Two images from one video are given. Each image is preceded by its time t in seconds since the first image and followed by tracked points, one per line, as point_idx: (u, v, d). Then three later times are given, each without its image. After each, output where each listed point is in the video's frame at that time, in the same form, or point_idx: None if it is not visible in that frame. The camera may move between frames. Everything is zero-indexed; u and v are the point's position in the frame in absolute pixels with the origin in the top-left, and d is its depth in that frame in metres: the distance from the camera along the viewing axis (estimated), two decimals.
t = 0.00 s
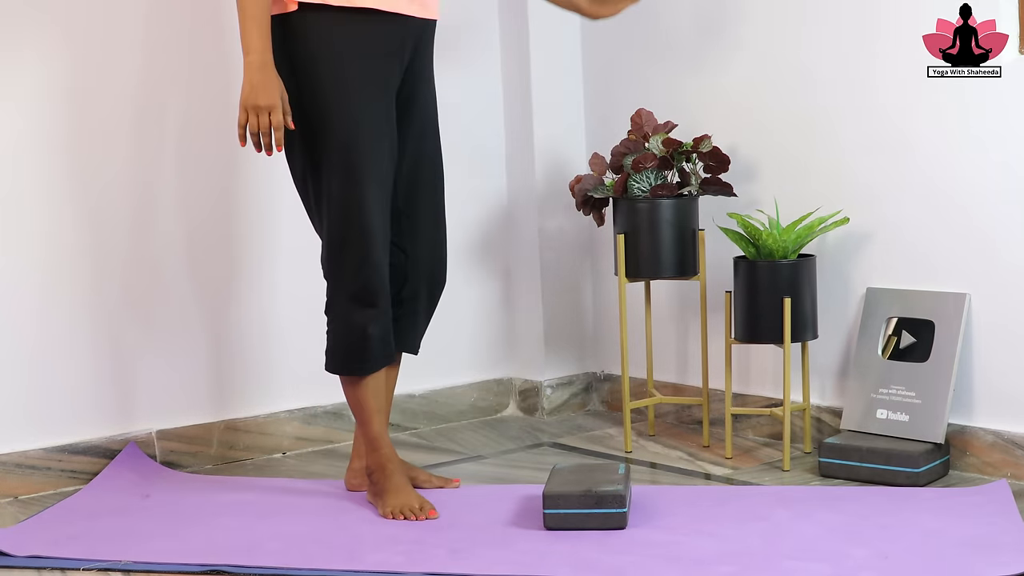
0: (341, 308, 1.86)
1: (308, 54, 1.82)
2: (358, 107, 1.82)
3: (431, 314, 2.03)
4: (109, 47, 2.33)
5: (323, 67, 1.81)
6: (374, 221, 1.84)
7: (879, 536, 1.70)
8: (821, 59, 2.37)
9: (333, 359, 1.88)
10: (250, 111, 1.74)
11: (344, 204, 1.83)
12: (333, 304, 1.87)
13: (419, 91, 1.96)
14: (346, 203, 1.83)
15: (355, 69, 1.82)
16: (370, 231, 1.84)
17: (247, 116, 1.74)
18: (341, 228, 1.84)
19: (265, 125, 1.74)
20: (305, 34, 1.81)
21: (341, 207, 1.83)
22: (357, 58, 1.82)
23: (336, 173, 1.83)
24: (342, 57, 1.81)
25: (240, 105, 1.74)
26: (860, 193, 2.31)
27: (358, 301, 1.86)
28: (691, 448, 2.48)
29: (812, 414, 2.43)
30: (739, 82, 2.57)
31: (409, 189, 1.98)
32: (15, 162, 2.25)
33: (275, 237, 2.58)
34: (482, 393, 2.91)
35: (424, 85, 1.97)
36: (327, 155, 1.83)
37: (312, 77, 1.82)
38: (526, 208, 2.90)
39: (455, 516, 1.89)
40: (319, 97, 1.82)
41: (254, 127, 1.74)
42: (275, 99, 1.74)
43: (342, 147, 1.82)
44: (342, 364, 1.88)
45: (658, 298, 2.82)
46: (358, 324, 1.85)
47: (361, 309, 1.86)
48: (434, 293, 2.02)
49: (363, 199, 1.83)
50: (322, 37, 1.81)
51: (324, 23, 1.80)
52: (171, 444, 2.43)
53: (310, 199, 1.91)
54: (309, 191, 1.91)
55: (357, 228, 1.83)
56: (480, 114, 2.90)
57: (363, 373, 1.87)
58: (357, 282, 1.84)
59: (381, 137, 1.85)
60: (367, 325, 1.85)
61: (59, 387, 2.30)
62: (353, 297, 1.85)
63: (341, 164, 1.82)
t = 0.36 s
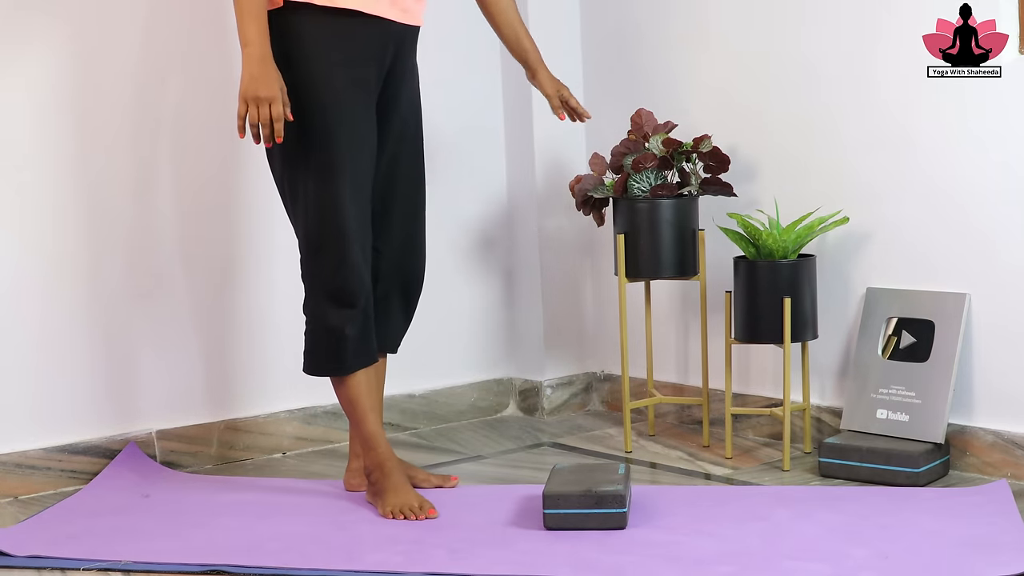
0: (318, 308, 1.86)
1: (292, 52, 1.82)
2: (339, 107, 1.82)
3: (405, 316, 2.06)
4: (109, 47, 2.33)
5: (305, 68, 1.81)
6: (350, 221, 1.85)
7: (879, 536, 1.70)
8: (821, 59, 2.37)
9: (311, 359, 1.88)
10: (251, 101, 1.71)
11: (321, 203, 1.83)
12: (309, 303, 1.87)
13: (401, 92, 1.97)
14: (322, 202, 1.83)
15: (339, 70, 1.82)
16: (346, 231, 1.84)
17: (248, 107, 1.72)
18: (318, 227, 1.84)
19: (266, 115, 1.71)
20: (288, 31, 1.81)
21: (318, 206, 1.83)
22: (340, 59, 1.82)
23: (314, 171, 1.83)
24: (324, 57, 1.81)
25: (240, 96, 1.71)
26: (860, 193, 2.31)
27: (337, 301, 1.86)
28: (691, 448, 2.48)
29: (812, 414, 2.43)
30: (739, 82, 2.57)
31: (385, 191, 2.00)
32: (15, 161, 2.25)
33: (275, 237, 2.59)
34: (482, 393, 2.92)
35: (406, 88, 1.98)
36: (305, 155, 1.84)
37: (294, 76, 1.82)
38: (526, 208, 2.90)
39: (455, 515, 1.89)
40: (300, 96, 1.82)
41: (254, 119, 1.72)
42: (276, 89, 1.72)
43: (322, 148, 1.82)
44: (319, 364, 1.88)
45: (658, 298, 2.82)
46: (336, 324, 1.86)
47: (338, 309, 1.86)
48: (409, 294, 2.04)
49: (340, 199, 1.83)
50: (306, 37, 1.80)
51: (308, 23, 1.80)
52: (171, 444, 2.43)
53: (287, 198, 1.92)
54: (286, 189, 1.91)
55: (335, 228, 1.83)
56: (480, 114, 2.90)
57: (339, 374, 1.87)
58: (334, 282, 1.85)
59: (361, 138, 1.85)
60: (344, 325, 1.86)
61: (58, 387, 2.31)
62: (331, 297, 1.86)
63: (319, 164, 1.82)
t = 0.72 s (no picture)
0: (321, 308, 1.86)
1: (285, 53, 1.81)
2: (337, 107, 1.82)
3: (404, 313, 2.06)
4: (110, 47, 2.33)
5: (299, 69, 1.81)
6: (353, 220, 1.85)
7: (878, 536, 1.70)
8: (821, 59, 2.37)
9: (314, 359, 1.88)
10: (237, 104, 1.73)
11: (323, 203, 1.83)
12: (314, 303, 1.87)
13: (397, 90, 1.97)
14: (326, 201, 1.83)
15: (334, 69, 1.82)
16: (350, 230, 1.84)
17: (235, 108, 1.73)
18: (320, 227, 1.84)
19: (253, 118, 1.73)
20: (281, 32, 1.81)
21: (320, 206, 1.83)
22: (335, 58, 1.82)
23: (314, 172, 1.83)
24: (320, 57, 1.81)
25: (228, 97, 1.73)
26: (861, 193, 2.31)
27: (340, 299, 1.86)
28: (691, 448, 2.48)
29: (812, 414, 2.43)
30: (740, 82, 2.56)
31: (384, 189, 2.00)
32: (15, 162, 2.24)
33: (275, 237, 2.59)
34: (482, 393, 2.92)
35: (403, 86, 1.98)
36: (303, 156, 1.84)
37: (289, 77, 1.82)
38: (526, 209, 2.90)
39: (455, 515, 1.89)
40: (297, 97, 1.82)
41: (240, 121, 1.73)
42: (264, 93, 1.73)
43: (321, 148, 1.82)
44: (324, 364, 1.88)
45: (658, 298, 2.82)
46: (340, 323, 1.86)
47: (342, 308, 1.86)
48: (410, 291, 2.04)
49: (342, 198, 1.83)
50: (299, 37, 1.80)
51: (302, 24, 1.80)
52: (171, 444, 2.43)
53: (287, 200, 1.92)
54: (286, 191, 1.91)
55: (337, 227, 1.83)
56: (481, 114, 2.90)
57: (346, 373, 1.88)
58: (338, 280, 1.85)
59: (359, 137, 1.85)
60: (349, 324, 1.86)
61: (59, 387, 2.30)
62: (335, 296, 1.86)
63: (318, 164, 1.83)
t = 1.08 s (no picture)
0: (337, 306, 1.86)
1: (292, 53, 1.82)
2: (347, 103, 1.82)
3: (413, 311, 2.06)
4: (111, 47, 2.33)
5: (305, 67, 1.81)
6: (368, 218, 1.85)
7: (878, 536, 1.70)
8: (821, 59, 2.37)
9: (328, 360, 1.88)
10: (261, 105, 1.72)
11: (337, 200, 1.83)
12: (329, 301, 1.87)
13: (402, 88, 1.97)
14: (340, 199, 1.83)
15: (341, 66, 1.82)
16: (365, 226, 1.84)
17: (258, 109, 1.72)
18: (335, 224, 1.84)
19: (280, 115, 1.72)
20: (286, 32, 1.81)
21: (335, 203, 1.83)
22: (343, 56, 1.82)
23: (327, 169, 1.83)
24: (327, 54, 1.81)
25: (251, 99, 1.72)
26: (861, 193, 2.31)
27: (355, 297, 1.86)
28: (691, 448, 2.48)
29: (812, 414, 2.43)
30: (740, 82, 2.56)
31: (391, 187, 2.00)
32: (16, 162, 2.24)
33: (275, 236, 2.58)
34: (482, 393, 2.92)
35: (407, 84, 1.98)
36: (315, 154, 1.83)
37: (298, 76, 1.82)
38: (526, 209, 2.90)
39: (454, 515, 1.89)
40: (306, 96, 1.82)
41: (265, 121, 1.72)
42: (287, 89, 1.73)
43: (333, 145, 1.82)
44: (340, 361, 1.88)
45: (658, 298, 2.82)
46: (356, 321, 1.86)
47: (358, 304, 1.86)
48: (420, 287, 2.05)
49: (357, 193, 1.83)
50: (306, 35, 1.80)
51: (309, 23, 1.80)
52: (171, 444, 2.43)
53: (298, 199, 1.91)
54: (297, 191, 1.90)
55: (352, 223, 1.83)
56: (481, 114, 2.90)
57: (365, 370, 1.88)
58: (354, 278, 1.85)
59: (370, 133, 1.85)
60: (366, 321, 1.86)
61: (58, 387, 2.30)
62: (350, 294, 1.86)
63: (331, 161, 1.82)
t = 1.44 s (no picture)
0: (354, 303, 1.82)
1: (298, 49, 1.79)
2: (359, 97, 1.81)
3: (413, 309, 2.06)
4: (110, 48, 2.33)
5: (313, 63, 1.79)
6: (387, 212, 1.83)
7: (878, 536, 1.70)
8: (820, 58, 2.37)
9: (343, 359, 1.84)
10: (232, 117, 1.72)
11: (355, 195, 1.80)
12: (342, 300, 1.83)
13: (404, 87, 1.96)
14: (359, 193, 1.80)
15: (352, 61, 1.81)
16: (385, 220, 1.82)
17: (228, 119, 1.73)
18: (353, 218, 1.80)
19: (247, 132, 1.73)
20: (291, 28, 1.79)
21: (353, 198, 1.80)
22: (354, 52, 1.81)
23: (344, 164, 1.80)
24: (336, 50, 1.79)
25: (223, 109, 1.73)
26: (861, 193, 2.31)
27: (374, 293, 1.83)
28: (691, 448, 2.48)
29: (812, 414, 2.43)
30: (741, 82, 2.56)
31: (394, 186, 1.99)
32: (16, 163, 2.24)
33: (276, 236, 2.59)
34: (482, 393, 2.92)
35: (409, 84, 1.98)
36: (329, 149, 1.80)
37: (307, 70, 1.80)
38: (526, 209, 2.90)
39: (454, 516, 1.89)
40: (318, 90, 1.79)
41: (233, 133, 1.72)
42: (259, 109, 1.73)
43: (348, 139, 1.79)
44: (352, 363, 1.85)
45: (658, 298, 2.82)
46: (375, 317, 1.83)
47: (376, 301, 1.83)
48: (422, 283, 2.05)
49: (376, 187, 1.81)
50: (314, 30, 1.78)
51: (319, 19, 1.79)
52: (171, 444, 2.43)
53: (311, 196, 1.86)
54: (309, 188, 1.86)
55: (371, 217, 1.81)
56: (481, 114, 2.90)
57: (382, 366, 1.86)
58: (373, 273, 1.82)
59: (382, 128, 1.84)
60: (385, 316, 1.84)
61: (58, 387, 2.30)
62: (369, 289, 1.83)
63: (347, 156, 1.80)
